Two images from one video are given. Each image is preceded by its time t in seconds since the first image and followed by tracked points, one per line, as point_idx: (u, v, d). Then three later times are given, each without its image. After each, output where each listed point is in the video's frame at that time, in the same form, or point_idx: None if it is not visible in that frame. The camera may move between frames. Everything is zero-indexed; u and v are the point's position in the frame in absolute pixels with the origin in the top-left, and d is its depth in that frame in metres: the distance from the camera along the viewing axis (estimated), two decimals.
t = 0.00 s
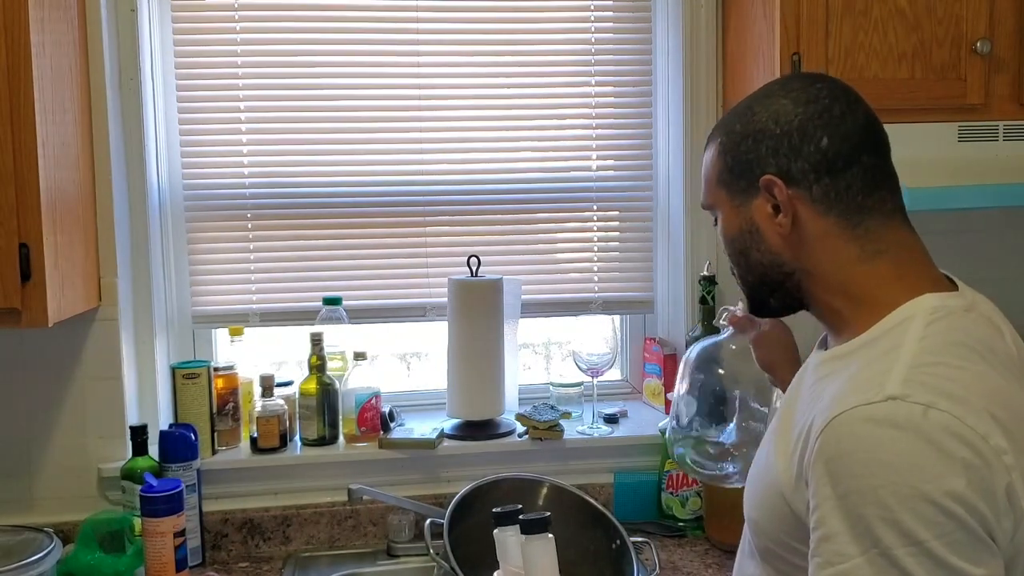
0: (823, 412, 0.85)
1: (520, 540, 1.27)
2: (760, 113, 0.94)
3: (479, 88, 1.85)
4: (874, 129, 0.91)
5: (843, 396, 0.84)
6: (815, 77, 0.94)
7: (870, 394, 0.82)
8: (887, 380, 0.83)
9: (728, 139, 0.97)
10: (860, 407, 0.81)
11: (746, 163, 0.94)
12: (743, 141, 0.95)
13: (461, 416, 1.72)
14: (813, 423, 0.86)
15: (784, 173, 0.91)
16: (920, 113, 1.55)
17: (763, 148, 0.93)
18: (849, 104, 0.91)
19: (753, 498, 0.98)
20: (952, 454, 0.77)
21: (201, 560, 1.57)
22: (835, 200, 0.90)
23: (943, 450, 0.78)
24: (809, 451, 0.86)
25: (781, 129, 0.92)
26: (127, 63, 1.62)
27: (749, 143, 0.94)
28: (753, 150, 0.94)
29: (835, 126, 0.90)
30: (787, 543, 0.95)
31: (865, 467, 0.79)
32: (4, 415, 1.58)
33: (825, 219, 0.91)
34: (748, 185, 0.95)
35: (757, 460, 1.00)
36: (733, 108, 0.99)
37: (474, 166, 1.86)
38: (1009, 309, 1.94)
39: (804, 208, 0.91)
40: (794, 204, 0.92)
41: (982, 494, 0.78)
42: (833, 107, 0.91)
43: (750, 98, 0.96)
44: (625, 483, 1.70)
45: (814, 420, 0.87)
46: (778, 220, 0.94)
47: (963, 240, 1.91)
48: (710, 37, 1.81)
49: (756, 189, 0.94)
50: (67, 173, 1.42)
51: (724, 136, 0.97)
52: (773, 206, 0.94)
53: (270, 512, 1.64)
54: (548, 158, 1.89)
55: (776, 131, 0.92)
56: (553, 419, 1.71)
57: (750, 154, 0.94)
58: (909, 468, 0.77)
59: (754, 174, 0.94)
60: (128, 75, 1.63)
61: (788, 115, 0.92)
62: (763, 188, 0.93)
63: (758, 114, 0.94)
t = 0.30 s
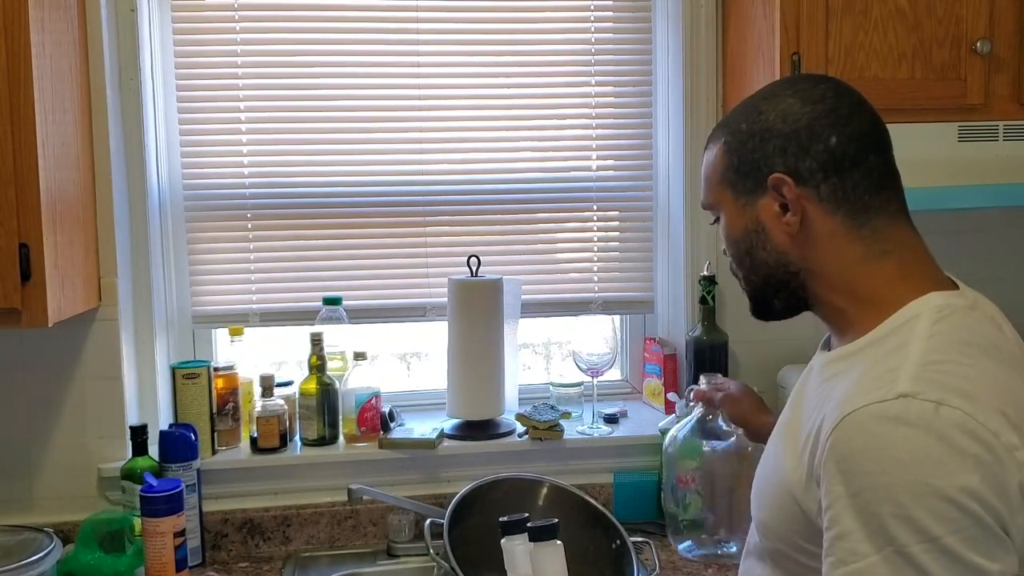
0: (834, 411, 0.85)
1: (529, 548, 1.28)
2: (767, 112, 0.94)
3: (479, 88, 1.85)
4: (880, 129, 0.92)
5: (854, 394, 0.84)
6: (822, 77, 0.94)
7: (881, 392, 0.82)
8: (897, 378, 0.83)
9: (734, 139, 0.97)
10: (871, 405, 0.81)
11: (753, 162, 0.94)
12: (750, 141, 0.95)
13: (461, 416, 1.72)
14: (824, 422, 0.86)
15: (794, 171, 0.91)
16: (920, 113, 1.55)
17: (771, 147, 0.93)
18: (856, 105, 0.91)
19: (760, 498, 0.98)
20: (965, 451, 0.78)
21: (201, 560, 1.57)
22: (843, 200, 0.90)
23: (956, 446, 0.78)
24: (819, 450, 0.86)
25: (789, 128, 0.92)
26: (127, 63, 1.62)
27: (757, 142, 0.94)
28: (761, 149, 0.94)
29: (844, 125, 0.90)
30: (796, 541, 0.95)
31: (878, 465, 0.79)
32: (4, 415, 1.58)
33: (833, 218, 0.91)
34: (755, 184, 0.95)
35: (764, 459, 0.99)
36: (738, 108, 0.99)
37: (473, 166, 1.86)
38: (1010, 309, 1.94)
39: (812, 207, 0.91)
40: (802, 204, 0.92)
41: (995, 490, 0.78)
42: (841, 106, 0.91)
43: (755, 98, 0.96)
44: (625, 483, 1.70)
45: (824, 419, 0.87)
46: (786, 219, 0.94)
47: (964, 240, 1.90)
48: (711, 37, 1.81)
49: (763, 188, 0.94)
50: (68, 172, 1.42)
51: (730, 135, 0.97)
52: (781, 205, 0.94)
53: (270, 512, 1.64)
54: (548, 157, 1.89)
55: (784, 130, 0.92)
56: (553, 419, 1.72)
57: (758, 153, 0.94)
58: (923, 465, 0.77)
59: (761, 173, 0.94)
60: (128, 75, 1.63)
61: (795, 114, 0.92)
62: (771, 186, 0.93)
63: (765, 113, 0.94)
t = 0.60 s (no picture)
0: (840, 411, 0.85)
1: (533, 554, 1.28)
2: (777, 106, 0.94)
3: (479, 88, 1.85)
4: (885, 131, 0.93)
5: (860, 393, 0.84)
6: (829, 76, 0.95)
7: (887, 392, 0.82)
8: (903, 377, 0.83)
9: (741, 132, 0.96)
10: (878, 405, 0.82)
11: (760, 156, 0.94)
12: (759, 134, 0.94)
13: (461, 416, 1.72)
14: (830, 423, 0.86)
15: (804, 168, 0.91)
16: (919, 113, 1.55)
17: (780, 141, 0.93)
18: (862, 106, 0.93)
19: (767, 501, 0.98)
20: (975, 447, 0.78)
21: (201, 560, 1.57)
22: (850, 199, 0.91)
23: (967, 443, 0.78)
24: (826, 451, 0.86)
25: (800, 124, 0.92)
26: (126, 63, 1.62)
27: (766, 137, 0.94)
28: (770, 144, 0.93)
29: (853, 125, 0.91)
30: (804, 543, 0.95)
31: (888, 462, 0.79)
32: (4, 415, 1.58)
33: (840, 216, 0.91)
34: (762, 179, 0.94)
35: (769, 462, 1.00)
36: (742, 102, 0.99)
37: (473, 167, 1.86)
38: (1010, 308, 1.94)
39: (820, 204, 0.91)
40: (811, 200, 0.92)
41: (1007, 485, 0.78)
42: (849, 106, 0.92)
43: (764, 92, 0.96)
44: (625, 483, 1.70)
45: (829, 419, 0.87)
46: (791, 215, 0.93)
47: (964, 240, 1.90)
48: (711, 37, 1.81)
49: (770, 184, 0.94)
50: (67, 172, 1.41)
51: (736, 129, 0.97)
52: (787, 201, 0.93)
53: (270, 512, 1.64)
54: (548, 157, 1.89)
55: (795, 125, 0.92)
56: (553, 419, 1.72)
57: (767, 148, 0.94)
58: (934, 462, 0.77)
59: (770, 166, 0.94)
60: (128, 75, 1.63)
61: (806, 110, 0.92)
62: (779, 182, 0.93)
63: (775, 108, 0.94)
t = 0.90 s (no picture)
0: (829, 419, 0.85)
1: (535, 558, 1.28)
2: (735, 131, 0.97)
3: (479, 88, 1.85)
4: (847, 132, 0.92)
5: (848, 401, 0.85)
6: (788, 88, 0.96)
7: (875, 400, 0.82)
8: (893, 385, 0.83)
9: (710, 160, 1.00)
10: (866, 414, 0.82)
11: (724, 182, 0.98)
12: (720, 159, 0.98)
13: (461, 416, 1.72)
14: (820, 430, 0.86)
15: (761, 187, 0.93)
16: (919, 113, 1.55)
17: (738, 164, 0.96)
18: (820, 111, 0.92)
19: (763, 507, 0.99)
20: (960, 457, 0.78)
21: (201, 560, 1.57)
22: (811, 209, 0.91)
23: (952, 453, 0.78)
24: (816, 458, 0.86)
25: (752, 144, 0.94)
26: (127, 63, 1.62)
27: (726, 162, 0.97)
28: (730, 168, 0.97)
29: (805, 134, 0.91)
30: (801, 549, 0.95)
31: (874, 472, 0.79)
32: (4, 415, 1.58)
33: (806, 229, 0.92)
34: (731, 203, 0.98)
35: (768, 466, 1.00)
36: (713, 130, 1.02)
37: (473, 167, 1.86)
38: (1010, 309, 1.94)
39: (783, 218, 0.93)
40: (774, 216, 0.93)
41: (993, 496, 0.78)
42: (802, 116, 0.92)
43: (729, 118, 1.00)
44: (625, 483, 1.70)
45: (820, 426, 0.87)
46: (765, 234, 0.95)
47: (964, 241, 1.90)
48: (711, 37, 1.81)
49: (741, 208, 0.97)
50: (67, 173, 1.42)
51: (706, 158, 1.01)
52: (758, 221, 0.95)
53: (270, 512, 1.64)
54: (548, 157, 1.89)
55: (749, 147, 0.95)
56: (553, 419, 1.72)
57: (728, 172, 0.97)
58: (919, 473, 0.78)
59: (734, 191, 0.97)
60: (128, 75, 1.63)
61: (757, 130, 0.94)
62: (745, 204, 0.96)
63: (732, 132, 0.97)
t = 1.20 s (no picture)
0: (809, 439, 0.86)
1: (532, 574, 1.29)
2: (724, 140, 0.96)
3: (480, 89, 1.85)
4: (841, 135, 0.91)
5: (825, 424, 0.85)
6: (778, 91, 0.95)
7: (851, 423, 0.83)
8: (869, 409, 0.83)
9: (701, 169, 1.00)
10: (840, 438, 0.82)
11: (716, 193, 0.97)
12: (712, 169, 0.97)
13: (461, 416, 1.73)
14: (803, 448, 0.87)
15: (756, 197, 0.93)
16: (920, 113, 1.55)
17: (729, 175, 0.95)
18: (812, 115, 0.91)
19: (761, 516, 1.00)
20: (930, 488, 0.78)
21: (201, 560, 1.57)
22: (806, 219, 0.90)
23: (922, 485, 0.78)
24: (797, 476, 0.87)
25: (742, 153, 0.94)
26: (127, 63, 1.62)
27: (719, 172, 0.96)
28: (723, 177, 0.96)
29: (797, 141, 0.91)
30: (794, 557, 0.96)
31: (844, 501, 0.81)
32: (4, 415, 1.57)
33: (803, 240, 0.91)
34: (725, 213, 0.97)
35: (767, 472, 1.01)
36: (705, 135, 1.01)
37: (473, 167, 1.86)
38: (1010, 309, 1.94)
39: (779, 230, 0.92)
40: (770, 227, 0.93)
41: (964, 527, 0.79)
42: (794, 122, 0.91)
43: (718, 125, 0.99)
44: (625, 483, 1.70)
45: (804, 443, 0.88)
46: (760, 244, 0.95)
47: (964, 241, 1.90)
48: (710, 36, 1.81)
49: (735, 219, 0.97)
50: (67, 173, 1.41)
51: (698, 166, 1.00)
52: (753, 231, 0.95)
53: (270, 512, 1.64)
54: (548, 157, 1.89)
55: (740, 156, 0.94)
56: (553, 419, 1.72)
57: (720, 182, 0.97)
58: (886, 504, 0.79)
59: (726, 201, 0.97)
60: (128, 75, 1.63)
61: (747, 139, 0.94)
62: (740, 214, 0.95)
63: (722, 140, 0.97)
